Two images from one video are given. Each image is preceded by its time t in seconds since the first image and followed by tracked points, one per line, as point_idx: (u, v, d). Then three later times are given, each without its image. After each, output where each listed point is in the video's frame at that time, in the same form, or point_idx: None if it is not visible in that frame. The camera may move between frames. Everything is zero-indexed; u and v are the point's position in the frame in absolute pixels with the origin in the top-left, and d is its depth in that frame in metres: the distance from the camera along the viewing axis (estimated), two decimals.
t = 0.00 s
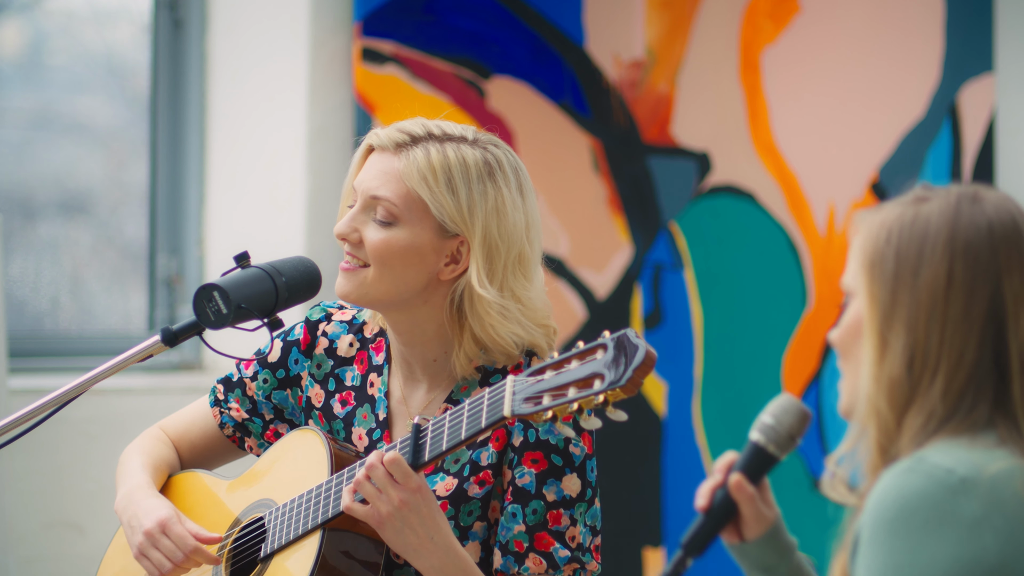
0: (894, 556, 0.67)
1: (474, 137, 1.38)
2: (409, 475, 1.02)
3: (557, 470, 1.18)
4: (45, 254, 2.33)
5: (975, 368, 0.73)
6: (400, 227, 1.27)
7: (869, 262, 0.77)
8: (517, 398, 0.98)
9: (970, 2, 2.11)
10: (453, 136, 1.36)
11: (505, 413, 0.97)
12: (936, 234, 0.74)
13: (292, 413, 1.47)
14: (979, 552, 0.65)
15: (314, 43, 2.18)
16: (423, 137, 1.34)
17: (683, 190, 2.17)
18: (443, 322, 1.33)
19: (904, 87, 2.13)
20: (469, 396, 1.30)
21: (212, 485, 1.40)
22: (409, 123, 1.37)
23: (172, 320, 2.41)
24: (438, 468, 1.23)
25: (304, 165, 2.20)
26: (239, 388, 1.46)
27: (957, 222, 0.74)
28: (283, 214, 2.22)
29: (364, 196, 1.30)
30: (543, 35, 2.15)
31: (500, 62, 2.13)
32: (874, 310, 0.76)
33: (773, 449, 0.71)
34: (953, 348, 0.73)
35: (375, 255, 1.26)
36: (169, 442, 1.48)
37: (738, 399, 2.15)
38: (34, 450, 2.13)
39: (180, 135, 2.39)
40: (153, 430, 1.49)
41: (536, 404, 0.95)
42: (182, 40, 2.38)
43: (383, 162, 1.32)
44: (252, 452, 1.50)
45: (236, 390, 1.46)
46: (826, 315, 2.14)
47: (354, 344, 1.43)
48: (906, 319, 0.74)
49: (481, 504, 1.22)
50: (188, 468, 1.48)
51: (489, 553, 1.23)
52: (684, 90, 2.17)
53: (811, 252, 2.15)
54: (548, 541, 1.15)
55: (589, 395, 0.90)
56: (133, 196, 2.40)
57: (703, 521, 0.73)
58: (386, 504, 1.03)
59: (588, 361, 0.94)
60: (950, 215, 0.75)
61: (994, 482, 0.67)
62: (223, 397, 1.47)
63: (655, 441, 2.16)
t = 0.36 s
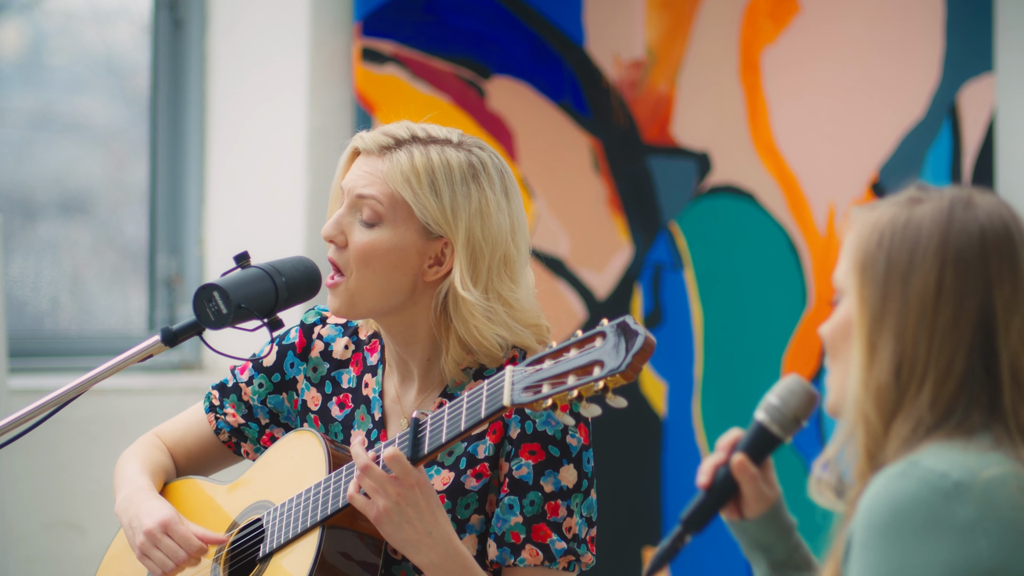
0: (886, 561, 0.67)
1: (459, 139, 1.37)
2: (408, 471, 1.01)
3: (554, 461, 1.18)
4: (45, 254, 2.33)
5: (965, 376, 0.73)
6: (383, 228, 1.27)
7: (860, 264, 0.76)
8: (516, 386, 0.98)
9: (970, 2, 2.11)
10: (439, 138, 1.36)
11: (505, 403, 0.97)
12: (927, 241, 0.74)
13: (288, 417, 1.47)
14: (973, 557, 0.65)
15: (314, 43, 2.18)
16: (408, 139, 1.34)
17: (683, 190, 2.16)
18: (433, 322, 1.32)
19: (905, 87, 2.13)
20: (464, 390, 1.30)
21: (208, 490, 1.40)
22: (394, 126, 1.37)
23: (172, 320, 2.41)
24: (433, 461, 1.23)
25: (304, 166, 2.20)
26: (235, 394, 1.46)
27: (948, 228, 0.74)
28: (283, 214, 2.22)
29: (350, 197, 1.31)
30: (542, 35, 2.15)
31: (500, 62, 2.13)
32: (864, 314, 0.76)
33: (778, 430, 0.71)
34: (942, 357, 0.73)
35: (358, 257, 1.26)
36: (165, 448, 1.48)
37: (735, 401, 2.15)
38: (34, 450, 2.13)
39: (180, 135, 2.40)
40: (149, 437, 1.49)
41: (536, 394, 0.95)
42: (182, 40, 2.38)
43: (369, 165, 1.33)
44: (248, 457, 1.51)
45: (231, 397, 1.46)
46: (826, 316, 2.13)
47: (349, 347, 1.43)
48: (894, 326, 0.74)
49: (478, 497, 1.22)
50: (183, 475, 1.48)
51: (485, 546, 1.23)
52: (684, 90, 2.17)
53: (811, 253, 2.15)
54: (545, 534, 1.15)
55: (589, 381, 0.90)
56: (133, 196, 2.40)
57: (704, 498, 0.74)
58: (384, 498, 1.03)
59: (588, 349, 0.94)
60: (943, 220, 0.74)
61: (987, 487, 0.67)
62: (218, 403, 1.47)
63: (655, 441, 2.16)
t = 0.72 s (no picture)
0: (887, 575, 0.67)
1: (449, 124, 1.37)
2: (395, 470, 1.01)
3: (554, 449, 1.18)
4: (45, 254, 2.33)
5: (963, 382, 0.73)
6: (388, 219, 1.28)
7: (857, 262, 0.76)
8: (505, 382, 0.98)
9: (970, 2, 2.11)
10: (431, 124, 1.36)
11: (493, 401, 0.97)
12: (926, 243, 0.74)
13: (288, 417, 1.47)
14: (974, 570, 0.65)
15: (314, 43, 2.18)
16: (401, 129, 1.34)
17: (683, 190, 2.16)
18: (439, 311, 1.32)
19: (905, 87, 2.13)
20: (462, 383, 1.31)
21: (205, 490, 1.40)
22: (385, 117, 1.37)
23: (172, 320, 2.41)
24: (432, 454, 1.24)
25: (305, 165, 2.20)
26: (234, 394, 1.46)
27: (948, 231, 0.73)
28: (283, 214, 2.22)
29: (352, 191, 1.30)
30: (542, 35, 2.15)
31: (500, 62, 2.13)
32: (861, 314, 0.75)
33: (767, 436, 0.71)
34: (939, 362, 0.73)
35: (365, 249, 1.26)
36: (165, 450, 1.48)
37: (734, 400, 2.15)
38: (34, 450, 2.13)
39: (180, 135, 2.40)
40: (149, 439, 1.50)
41: (524, 391, 0.95)
42: (182, 40, 2.38)
43: (366, 157, 1.33)
44: (248, 457, 1.51)
45: (230, 397, 1.46)
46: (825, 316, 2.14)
47: (348, 345, 1.43)
48: (892, 328, 0.74)
49: (477, 487, 1.22)
50: (183, 476, 1.48)
51: (486, 538, 1.23)
52: (684, 90, 2.17)
53: (811, 253, 2.15)
54: (546, 522, 1.15)
55: (575, 378, 0.90)
56: (133, 196, 2.40)
57: (695, 506, 0.74)
58: (372, 496, 1.03)
59: (574, 346, 0.94)
60: (942, 222, 0.74)
61: (988, 499, 0.67)
62: (217, 403, 1.47)
63: (655, 441, 2.16)
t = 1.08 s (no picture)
0: None
1: (465, 131, 1.38)
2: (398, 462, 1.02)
3: (560, 451, 1.18)
4: (45, 254, 2.33)
5: (954, 382, 0.73)
6: (411, 219, 1.28)
7: (847, 263, 0.76)
8: (507, 383, 0.98)
9: (970, 2, 2.11)
10: (450, 130, 1.37)
11: (494, 402, 0.97)
12: (915, 242, 0.74)
13: (288, 416, 1.47)
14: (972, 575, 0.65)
15: (314, 43, 2.18)
16: (421, 132, 1.35)
17: (683, 190, 2.17)
18: (444, 316, 1.33)
19: (905, 87, 2.13)
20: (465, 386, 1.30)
21: (207, 488, 1.40)
22: (401, 120, 1.38)
23: (172, 320, 2.41)
24: (434, 458, 1.24)
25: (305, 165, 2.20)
26: (235, 394, 1.46)
27: (937, 230, 0.73)
28: (283, 214, 2.23)
29: (372, 191, 1.30)
30: (543, 35, 2.15)
31: (500, 62, 2.13)
32: (851, 315, 0.75)
33: (761, 430, 0.71)
34: (929, 361, 0.73)
35: (385, 250, 1.25)
36: (167, 448, 1.47)
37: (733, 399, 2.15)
38: (34, 450, 2.13)
39: (180, 135, 2.39)
40: (151, 437, 1.50)
41: (525, 392, 0.95)
42: (182, 40, 2.37)
43: (387, 158, 1.32)
44: (249, 456, 1.51)
45: (232, 397, 1.46)
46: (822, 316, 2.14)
47: (349, 345, 1.44)
48: (883, 329, 0.74)
49: (480, 492, 1.23)
50: (185, 475, 1.48)
51: (488, 541, 1.24)
52: (684, 90, 2.17)
53: (810, 253, 2.15)
54: (559, 520, 1.14)
55: (577, 380, 0.90)
56: (133, 196, 2.40)
57: (689, 499, 0.74)
58: (370, 497, 1.04)
59: (577, 347, 0.94)
60: (931, 221, 0.74)
61: (985, 503, 0.67)
62: (220, 403, 1.47)
63: (655, 441, 2.16)
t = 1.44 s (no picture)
0: None
1: (467, 120, 1.37)
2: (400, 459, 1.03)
3: (561, 451, 1.18)
4: (45, 254, 2.33)
5: (953, 383, 0.73)
6: (424, 216, 1.28)
7: (846, 264, 0.76)
8: (509, 385, 0.98)
9: (970, 2, 2.11)
10: (452, 121, 1.36)
11: (497, 403, 0.97)
12: (914, 243, 0.74)
13: (290, 416, 1.47)
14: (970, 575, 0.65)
15: (314, 43, 2.18)
16: (424, 128, 1.34)
17: (683, 190, 2.17)
18: (455, 311, 1.33)
19: (905, 87, 2.13)
20: (467, 385, 1.30)
21: (204, 488, 1.40)
22: (401, 116, 1.37)
23: (172, 319, 2.41)
24: (434, 456, 1.24)
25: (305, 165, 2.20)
26: (236, 393, 1.46)
27: (936, 231, 0.73)
28: (284, 214, 2.23)
29: (382, 190, 1.29)
30: (542, 35, 2.15)
31: (500, 62, 2.13)
32: (851, 316, 0.75)
33: (758, 431, 0.71)
34: (929, 362, 0.73)
35: (401, 247, 1.25)
36: (166, 447, 1.48)
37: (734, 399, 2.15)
38: (34, 450, 2.13)
39: (180, 135, 2.39)
40: (152, 437, 1.50)
41: (528, 393, 0.95)
42: (182, 40, 2.37)
43: (393, 157, 1.32)
44: (250, 454, 1.51)
45: (233, 395, 1.46)
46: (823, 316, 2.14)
47: (351, 345, 1.43)
48: (882, 330, 0.74)
49: (480, 490, 1.22)
50: (184, 474, 1.48)
51: (487, 540, 1.23)
52: (684, 90, 2.17)
53: (810, 253, 2.15)
54: (557, 520, 1.14)
55: (580, 382, 0.90)
56: (133, 196, 2.40)
57: (686, 499, 0.74)
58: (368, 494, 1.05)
59: (579, 349, 0.95)
60: (930, 222, 0.74)
61: (982, 502, 0.67)
62: (220, 401, 1.47)
63: (655, 441, 2.16)
